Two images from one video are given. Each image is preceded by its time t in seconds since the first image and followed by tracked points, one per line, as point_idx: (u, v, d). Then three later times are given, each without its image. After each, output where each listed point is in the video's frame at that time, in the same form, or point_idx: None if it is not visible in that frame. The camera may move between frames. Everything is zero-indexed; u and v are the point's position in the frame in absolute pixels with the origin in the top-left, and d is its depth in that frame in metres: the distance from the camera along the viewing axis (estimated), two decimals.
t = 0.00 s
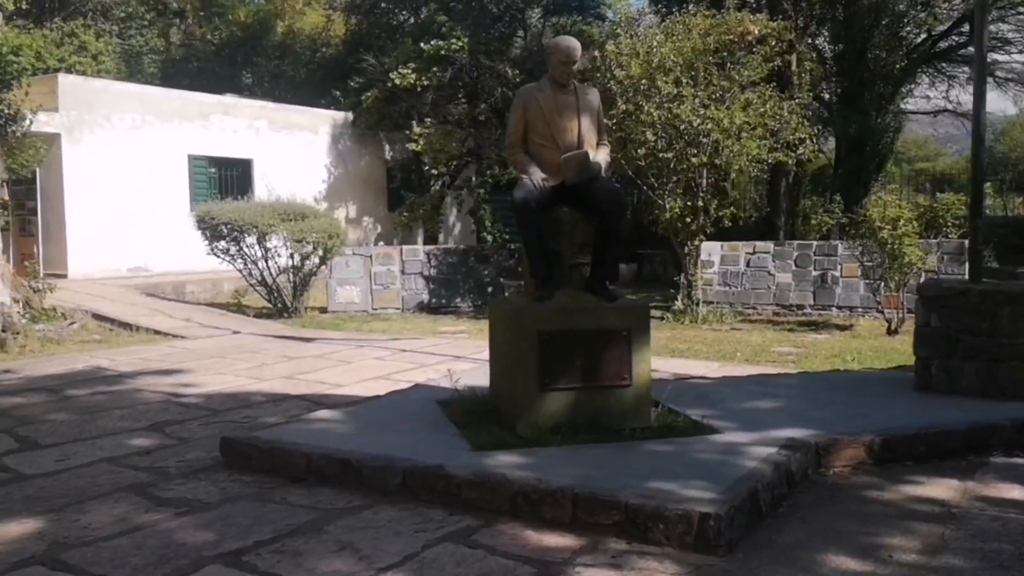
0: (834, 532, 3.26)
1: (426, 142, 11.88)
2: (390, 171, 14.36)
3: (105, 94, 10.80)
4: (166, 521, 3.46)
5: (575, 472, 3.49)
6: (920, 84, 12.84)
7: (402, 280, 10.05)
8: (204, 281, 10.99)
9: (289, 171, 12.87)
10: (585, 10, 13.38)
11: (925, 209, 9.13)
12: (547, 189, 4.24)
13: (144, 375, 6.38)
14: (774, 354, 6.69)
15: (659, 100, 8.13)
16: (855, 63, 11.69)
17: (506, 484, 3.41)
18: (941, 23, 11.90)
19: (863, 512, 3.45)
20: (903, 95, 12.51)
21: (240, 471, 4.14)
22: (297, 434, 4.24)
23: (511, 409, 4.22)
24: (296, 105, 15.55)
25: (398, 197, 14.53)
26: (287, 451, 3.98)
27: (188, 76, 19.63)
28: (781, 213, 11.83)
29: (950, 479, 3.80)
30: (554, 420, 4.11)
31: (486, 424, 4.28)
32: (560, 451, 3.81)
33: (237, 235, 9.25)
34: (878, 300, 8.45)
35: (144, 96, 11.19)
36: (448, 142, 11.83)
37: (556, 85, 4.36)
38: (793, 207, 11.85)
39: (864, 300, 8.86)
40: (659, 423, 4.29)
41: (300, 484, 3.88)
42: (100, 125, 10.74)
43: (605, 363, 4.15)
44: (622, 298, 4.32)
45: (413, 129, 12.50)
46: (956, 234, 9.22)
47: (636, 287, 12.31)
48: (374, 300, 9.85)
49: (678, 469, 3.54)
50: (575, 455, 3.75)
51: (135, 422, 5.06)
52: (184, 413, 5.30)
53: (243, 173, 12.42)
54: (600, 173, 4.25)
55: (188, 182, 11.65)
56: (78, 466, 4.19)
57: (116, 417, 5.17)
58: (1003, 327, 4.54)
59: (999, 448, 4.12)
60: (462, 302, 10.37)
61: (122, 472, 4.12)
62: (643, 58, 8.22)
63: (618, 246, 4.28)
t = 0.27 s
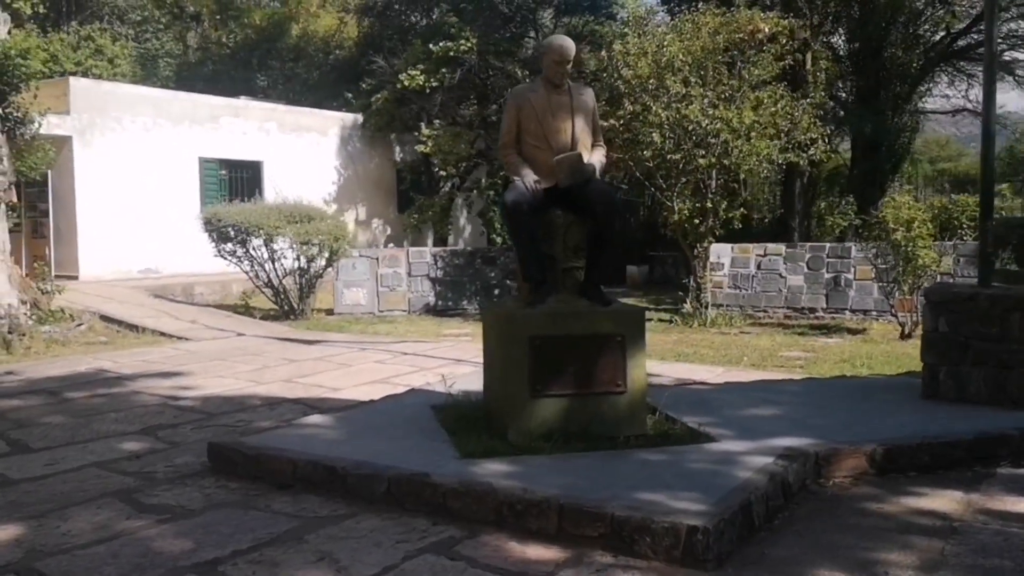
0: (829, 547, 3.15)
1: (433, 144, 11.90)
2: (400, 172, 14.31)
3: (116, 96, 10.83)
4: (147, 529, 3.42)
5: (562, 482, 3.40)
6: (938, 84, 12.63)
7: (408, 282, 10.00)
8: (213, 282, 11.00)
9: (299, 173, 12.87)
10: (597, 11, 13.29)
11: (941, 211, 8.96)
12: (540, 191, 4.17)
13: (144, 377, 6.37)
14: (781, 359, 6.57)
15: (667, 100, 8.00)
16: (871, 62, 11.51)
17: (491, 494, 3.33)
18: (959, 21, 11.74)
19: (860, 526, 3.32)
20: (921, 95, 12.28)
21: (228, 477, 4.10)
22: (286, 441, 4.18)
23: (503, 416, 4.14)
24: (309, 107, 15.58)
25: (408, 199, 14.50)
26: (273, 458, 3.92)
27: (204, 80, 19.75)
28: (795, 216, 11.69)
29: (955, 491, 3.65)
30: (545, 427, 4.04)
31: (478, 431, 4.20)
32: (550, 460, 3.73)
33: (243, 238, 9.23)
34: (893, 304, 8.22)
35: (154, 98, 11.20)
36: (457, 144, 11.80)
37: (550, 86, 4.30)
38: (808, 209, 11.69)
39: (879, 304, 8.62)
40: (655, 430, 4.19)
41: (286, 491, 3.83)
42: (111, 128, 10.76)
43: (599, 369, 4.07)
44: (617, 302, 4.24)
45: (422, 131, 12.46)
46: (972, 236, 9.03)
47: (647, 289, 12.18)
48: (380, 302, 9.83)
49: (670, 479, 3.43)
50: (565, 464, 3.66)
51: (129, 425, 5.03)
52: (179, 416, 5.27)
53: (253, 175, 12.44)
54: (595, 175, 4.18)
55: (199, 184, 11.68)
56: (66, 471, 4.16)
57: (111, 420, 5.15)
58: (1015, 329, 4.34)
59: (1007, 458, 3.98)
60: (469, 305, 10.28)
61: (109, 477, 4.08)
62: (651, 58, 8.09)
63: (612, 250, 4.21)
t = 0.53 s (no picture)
0: (811, 557, 3.04)
1: (428, 144, 11.85)
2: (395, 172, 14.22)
3: (111, 96, 10.75)
4: (114, 533, 3.33)
5: (538, 487, 3.30)
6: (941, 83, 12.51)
7: (401, 283, 9.89)
8: (207, 282, 10.93)
9: (295, 173, 12.80)
10: (595, 10, 13.22)
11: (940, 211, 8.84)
12: (521, 189, 4.08)
13: (131, 377, 6.29)
14: (775, 361, 6.47)
15: (661, 98, 7.91)
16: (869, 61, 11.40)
17: (464, 500, 3.23)
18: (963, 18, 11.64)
19: (845, 537, 3.22)
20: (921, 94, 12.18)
21: (203, 480, 4.00)
22: (263, 443, 4.08)
23: (482, 418, 4.05)
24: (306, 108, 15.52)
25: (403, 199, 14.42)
26: (248, 461, 3.82)
27: (204, 81, 19.71)
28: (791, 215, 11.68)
29: (946, 500, 3.54)
30: (526, 431, 3.94)
31: (456, 434, 4.11)
32: (529, 464, 3.63)
33: (235, 238, 9.16)
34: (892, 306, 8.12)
35: (150, 98, 11.13)
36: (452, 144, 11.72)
37: (533, 82, 4.21)
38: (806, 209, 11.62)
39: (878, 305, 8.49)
40: (638, 435, 4.09)
41: (259, 495, 3.73)
42: (107, 128, 10.71)
43: (580, 372, 3.99)
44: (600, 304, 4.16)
45: (417, 131, 12.38)
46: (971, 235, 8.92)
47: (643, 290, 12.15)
48: (373, 303, 9.76)
49: (648, 485, 3.34)
50: (543, 469, 3.56)
51: (109, 426, 4.95)
52: (161, 416, 5.18)
53: (248, 176, 12.38)
54: (577, 173, 4.08)
55: (194, 184, 11.60)
56: (40, 473, 4.08)
57: (92, 420, 5.07)
58: (1015, 332, 4.16)
59: (999, 464, 3.87)
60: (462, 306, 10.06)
61: (82, 480, 4.00)
62: (645, 55, 8.00)
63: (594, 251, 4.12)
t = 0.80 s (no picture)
0: (780, 566, 2.92)
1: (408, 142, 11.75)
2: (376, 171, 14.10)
3: (89, 95, 10.58)
4: (58, 541, 3.18)
5: (496, 495, 3.18)
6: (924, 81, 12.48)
7: (378, 281, 9.79)
8: (184, 281, 10.75)
9: (274, 171, 12.65)
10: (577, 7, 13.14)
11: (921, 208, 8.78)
12: (486, 188, 3.98)
13: (97, 378, 6.13)
14: (753, 361, 6.38)
15: (638, 95, 7.84)
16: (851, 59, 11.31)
17: (420, 508, 3.12)
18: (946, 15, 11.63)
19: (813, 546, 3.07)
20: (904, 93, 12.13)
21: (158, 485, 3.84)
22: (222, 447, 3.92)
23: (444, 422, 3.94)
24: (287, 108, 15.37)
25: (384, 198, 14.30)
26: (204, 466, 3.65)
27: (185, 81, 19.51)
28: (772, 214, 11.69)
29: (920, 505, 3.38)
30: (489, 435, 3.85)
31: (419, 437, 3.99)
32: (490, 470, 3.52)
33: (210, 237, 8.99)
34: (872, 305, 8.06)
35: (127, 96, 10.95)
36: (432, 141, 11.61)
37: (498, 79, 4.12)
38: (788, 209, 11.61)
39: (857, 304, 8.43)
40: (605, 439, 3.97)
41: (214, 501, 3.58)
42: (85, 127, 10.54)
43: (544, 374, 3.90)
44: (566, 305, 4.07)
45: (397, 128, 12.26)
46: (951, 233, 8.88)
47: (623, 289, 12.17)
48: (349, 302, 9.64)
49: (611, 492, 3.23)
50: (503, 474, 3.45)
51: (69, 428, 4.79)
52: (124, 417, 5.02)
53: (227, 174, 12.21)
54: (543, 171, 4.01)
55: (171, 182, 11.42)
56: None
57: (51, 423, 4.91)
58: (994, 338, 3.95)
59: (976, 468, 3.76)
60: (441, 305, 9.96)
61: (33, 485, 3.84)
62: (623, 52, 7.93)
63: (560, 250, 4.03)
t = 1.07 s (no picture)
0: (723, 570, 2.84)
1: (373, 136, 11.60)
2: (341, 166, 13.94)
3: (45, 89, 10.32)
4: None
5: (441, 502, 3.09)
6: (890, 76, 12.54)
7: (340, 279, 9.64)
8: (143, 279, 10.55)
9: (237, 167, 12.45)
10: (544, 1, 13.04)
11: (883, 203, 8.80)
12: (433, 184, 3.84)
13: (43, 380, 5.96)
14: (712, 358, 6.34)
15: (600, 91, 7.79)
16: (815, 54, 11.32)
17: (359, 516, 3.02)
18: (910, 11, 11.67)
19: (761, 549, 3.00)
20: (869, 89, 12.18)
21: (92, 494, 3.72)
22: (159, 453, 3.81)
23: (391, 425, 3.83)
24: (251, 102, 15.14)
25: (350, 193, 14.15)
26: (139, 474, 3.55)
27: (148, 75, 19.14)
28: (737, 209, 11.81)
29: (869, 505, 3.31)
30: (437, 437, 3.73)
31: (366, 440, 3.87)
32: (436, 475, 3.42)
33: (166, 234, 8.79)
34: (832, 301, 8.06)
35: (85, 91, 10.70)
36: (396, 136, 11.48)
37: (447, 73, 3.99)
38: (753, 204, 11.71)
39: (818, 300, 8.43)
40: (556, 440, 3.89)
41: (148, 510, 3.47)
42: (40, 122, 10.29)
43: (493, 375, 3.79)
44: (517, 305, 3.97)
45: (361, 123, 12.10)
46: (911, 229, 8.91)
47: (589, 285, 12.16)
48: (311, 300, 9.50)
49: (557, 496, 3.14)
50: (449, 479, 3.34)
51: (7, 434, 4.64)
52: (65, 421, 4.88)
53: (188, 169, 12.00)
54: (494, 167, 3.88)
55: (130, 178, 11.20)
56: None
57: None
58: (945, 334, 3.91)
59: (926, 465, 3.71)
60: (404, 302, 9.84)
61: None
62: (585, 48, 7.87)
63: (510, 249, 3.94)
